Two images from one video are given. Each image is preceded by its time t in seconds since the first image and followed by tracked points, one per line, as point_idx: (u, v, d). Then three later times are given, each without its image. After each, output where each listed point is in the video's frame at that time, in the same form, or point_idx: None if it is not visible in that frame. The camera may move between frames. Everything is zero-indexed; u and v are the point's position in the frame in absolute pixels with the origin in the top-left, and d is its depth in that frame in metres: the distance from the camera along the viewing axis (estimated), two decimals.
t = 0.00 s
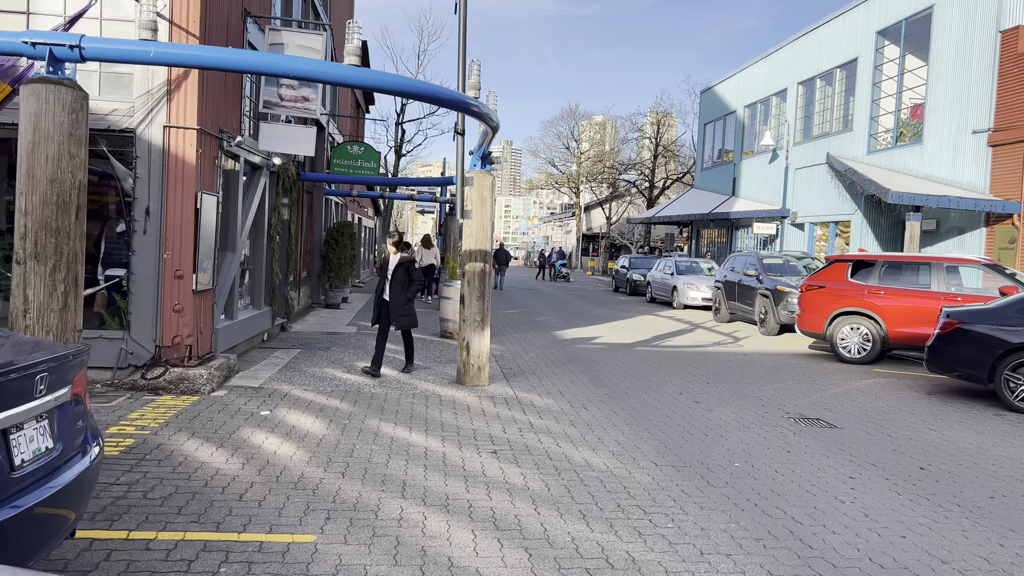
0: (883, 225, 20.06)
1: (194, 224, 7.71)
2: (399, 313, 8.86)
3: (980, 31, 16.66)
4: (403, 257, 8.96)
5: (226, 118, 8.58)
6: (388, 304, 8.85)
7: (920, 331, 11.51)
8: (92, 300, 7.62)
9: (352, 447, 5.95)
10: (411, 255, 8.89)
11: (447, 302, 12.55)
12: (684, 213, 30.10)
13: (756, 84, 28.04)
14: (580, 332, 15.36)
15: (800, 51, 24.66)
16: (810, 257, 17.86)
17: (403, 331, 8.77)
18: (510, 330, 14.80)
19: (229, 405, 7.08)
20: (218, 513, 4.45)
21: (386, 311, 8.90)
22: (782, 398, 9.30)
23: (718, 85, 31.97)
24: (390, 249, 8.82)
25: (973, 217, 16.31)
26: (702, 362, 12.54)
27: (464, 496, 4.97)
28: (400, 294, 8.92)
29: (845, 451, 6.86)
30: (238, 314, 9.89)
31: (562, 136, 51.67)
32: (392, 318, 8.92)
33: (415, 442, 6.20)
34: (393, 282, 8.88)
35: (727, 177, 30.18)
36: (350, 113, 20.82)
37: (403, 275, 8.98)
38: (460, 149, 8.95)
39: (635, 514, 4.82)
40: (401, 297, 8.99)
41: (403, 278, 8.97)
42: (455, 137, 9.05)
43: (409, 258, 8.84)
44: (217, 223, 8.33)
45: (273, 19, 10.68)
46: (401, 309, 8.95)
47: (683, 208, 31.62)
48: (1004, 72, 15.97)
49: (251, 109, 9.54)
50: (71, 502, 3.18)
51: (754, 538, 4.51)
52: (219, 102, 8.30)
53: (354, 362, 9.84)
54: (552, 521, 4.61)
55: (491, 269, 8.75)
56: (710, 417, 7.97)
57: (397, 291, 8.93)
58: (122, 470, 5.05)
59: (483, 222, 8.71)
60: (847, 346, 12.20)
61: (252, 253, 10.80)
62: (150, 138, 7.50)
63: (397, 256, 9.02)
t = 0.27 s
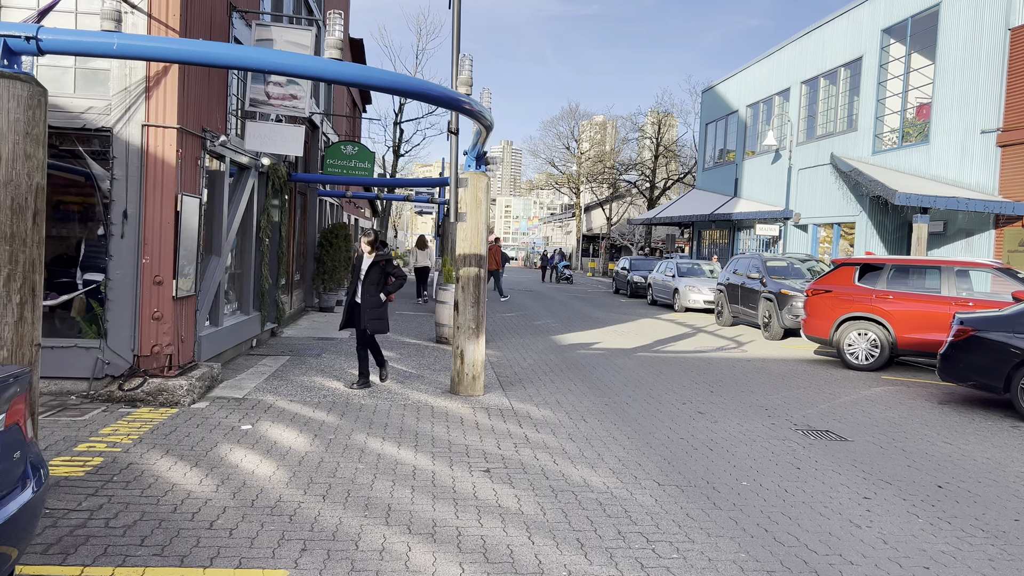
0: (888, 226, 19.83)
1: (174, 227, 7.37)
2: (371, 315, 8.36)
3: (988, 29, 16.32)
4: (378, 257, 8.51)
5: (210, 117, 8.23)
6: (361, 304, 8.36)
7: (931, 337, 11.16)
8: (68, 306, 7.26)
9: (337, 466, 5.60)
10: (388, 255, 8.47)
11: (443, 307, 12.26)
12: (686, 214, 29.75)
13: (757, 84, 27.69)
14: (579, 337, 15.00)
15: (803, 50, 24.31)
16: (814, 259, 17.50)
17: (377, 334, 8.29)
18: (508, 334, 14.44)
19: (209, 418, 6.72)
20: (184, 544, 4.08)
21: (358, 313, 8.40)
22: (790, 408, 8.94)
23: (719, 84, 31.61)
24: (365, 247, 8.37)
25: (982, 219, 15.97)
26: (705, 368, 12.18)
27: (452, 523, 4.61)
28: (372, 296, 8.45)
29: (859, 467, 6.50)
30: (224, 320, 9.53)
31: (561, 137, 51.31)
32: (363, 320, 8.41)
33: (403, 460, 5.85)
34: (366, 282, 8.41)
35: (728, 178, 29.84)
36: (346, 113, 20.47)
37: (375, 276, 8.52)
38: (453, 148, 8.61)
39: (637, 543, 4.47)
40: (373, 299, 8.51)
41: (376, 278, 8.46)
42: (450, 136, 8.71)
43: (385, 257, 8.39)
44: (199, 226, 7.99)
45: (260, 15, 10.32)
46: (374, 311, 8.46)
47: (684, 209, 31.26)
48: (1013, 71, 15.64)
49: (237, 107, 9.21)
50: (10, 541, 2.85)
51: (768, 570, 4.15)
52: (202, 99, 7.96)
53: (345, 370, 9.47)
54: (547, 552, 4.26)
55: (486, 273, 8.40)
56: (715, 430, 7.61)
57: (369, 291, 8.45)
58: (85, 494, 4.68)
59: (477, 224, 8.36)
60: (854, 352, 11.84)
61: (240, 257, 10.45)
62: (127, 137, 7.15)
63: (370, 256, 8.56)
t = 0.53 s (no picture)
0: (895, 224, 19.53)
1: (159, 221, 7.05)
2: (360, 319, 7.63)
3: (999, 22, 15.99)
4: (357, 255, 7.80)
5: (198, 106, 7.91)
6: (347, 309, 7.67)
7: (943, 337, 10.84)
8: (52, 303, 6.97)
9: (326, 473, 5.27)
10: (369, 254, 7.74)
11: (442, 305, 11.98)
12: (688, 212, 29.42)
13: (761, 80, 27.36)
14: (581, 336, 14.68)
15: (807, 45, 23.98)
16: (820, 257, 17.17)
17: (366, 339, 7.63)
18: (508, 333, 14.11)
19: (194, 421, 6.39)
20: (155, 561, 3.76)
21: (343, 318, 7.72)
22: (800, 410, 8.62)
23: (722, 81, 31.27)
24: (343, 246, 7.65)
25: (992, 216, 15.65)
26: (711, 368, 11.86)
27: (447, 537, 4.29)
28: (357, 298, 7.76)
29: (877, 473, 6.17)
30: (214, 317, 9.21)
31: (562, 135, 50.99)
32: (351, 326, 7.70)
33: (396, 466, 5.53)
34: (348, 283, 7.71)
35: (731, 175, 29.51)
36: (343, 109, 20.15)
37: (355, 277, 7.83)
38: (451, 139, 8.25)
39: (644, 558, 4.14)
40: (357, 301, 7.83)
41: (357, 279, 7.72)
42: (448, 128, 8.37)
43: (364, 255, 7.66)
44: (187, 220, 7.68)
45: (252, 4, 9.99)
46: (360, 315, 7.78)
47: (687, 207, 30.92)
48: None
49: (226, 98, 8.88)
50: None
51: None
52: (189, 88, 7.64)
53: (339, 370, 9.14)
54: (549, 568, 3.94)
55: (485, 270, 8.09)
56: (724, 433, 7.27)
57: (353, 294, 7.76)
58: (53, 504, 4.37)
59: (475, 218, 8.02)
60: (864, 352, 11.50)
61: (232, 253, 10.13)
62: (109, 127, 6.82)
63: (349, 254, 7.84)
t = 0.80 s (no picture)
0: (903, 225, 19.20)
1: (141, 222, 6.74)
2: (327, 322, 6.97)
3: (1011, 19, 15.65)
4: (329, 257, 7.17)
5: (184, 101, 7.60)
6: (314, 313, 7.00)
7: (958, 341, 10.49)
8: (33, 307, 6.69)
9: (311, 491, 4.95)
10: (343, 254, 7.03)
11: (440, 308, 11.67)
12: (691, 212, 29.07)
13: (765, 78, 27.01)
14: (583, 339, 14.36)
15: (813, 43, 23.63)
16: (827, 258, 16.84)
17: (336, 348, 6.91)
18: (508, 336, 13.80)
19: (175, 432, 6.07)
20: None
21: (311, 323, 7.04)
22: (812, 418, 8.29)
23: (726, 79, 30.89)
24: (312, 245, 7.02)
25: (1004, 216, 15.30)
26: (717, 372, 11.54)
27: (439, 564, 3.96)
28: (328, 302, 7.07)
29: (895, 489, 5.84)
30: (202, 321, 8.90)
31: (564, 134, 50.68)
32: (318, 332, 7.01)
33: (388, 482, 5.21)
34: (316, 284, 7.00)
35: (736, 175, 29.16)
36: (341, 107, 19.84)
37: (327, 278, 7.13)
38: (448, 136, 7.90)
39: None
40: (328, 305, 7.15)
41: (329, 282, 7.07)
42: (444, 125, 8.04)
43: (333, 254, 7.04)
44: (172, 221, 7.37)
45: None
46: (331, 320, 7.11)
47: (690, 207, 30.61)
48: None
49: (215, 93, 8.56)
50: None
51: None
52: (174, 83, 7.32)
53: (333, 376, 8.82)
54: None
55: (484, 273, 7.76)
56: (733, 444, 6.94)
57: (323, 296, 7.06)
58: (14, 528, 4.06)
59: (473, 218, 7.71)
60: (875, 356, 11.17)
61: (222, 255, 9.83)
62: (89, 123, 6.50)
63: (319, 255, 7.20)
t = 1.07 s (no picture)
0: (912, 222, 18.86)
1: (123, 214, 6.41)
2: (282, 320, 6.54)
3: None
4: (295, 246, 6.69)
5: (170, 88, 7.27)
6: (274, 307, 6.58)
7: (974, 340, 10.14)
8: (14, 305, 6.40)
9: (296, 498, 4.63)
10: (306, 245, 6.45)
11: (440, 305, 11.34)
12: (695, 210, 28.71)
13: (770, 74, 26.64)
14: (586, 338, 14.03)
15: (820, 38, 23.26)
16: (835, 256, 16.50)
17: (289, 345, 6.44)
18: (510, 335, 13.48)
19: (157, 435, 5.74)
20: None
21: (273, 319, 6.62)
22: (825, 420, 7.96)
23: (730, 76, 30.50)
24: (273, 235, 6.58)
25: (1017, 213, 14.95)
26: (725, 372, 11.20)
27: None
28: (289, 295, 6.58)
29: (918, 496, 5.50)
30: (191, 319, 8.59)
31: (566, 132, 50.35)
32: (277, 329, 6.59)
33: (378, 490, 4.88)
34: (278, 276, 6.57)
35: (740, 172, 28.81)
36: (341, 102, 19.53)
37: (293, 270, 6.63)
38: (447, 125, 7.55)
39: None
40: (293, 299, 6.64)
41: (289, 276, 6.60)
42: (442, 114, 7.70)
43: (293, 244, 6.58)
44: (158, 213, 7.05)
45: None
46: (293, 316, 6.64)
47: (694, 205, 30.26)
48: None
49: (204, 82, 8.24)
50: None
51: None
52: (160, 69, 7.00)
53: (326, 375, 8.49)
54: None
55: (482, 268, 7.43)
56: (744, 447, 6.61)
57: (283, 289, 6.58)
58: None
59: (472, 211, 7.39)
60: (888, 356, 10.81)
61: (213, 250, 9.52)
62: (67, 109, 6.18)
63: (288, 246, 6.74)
